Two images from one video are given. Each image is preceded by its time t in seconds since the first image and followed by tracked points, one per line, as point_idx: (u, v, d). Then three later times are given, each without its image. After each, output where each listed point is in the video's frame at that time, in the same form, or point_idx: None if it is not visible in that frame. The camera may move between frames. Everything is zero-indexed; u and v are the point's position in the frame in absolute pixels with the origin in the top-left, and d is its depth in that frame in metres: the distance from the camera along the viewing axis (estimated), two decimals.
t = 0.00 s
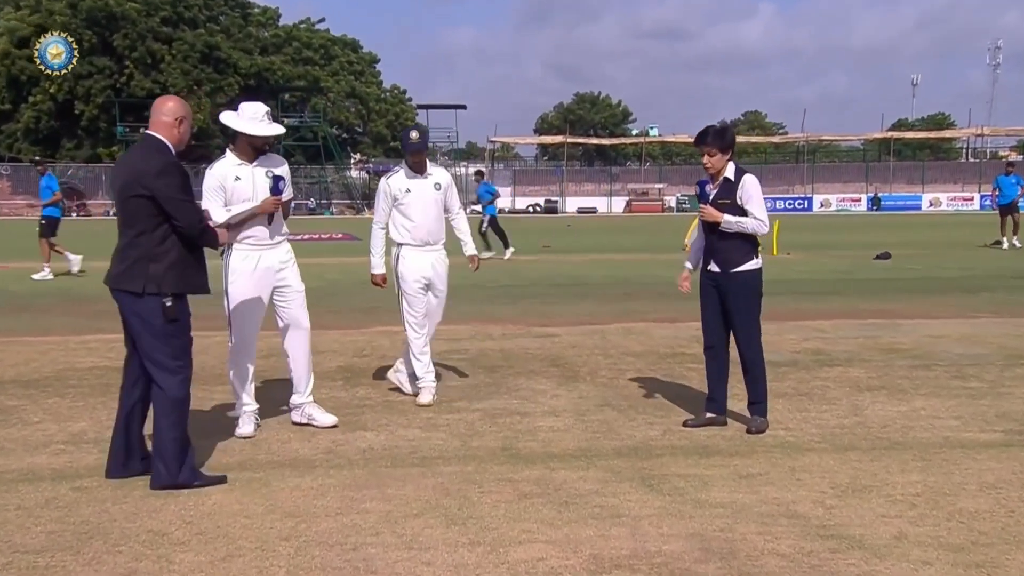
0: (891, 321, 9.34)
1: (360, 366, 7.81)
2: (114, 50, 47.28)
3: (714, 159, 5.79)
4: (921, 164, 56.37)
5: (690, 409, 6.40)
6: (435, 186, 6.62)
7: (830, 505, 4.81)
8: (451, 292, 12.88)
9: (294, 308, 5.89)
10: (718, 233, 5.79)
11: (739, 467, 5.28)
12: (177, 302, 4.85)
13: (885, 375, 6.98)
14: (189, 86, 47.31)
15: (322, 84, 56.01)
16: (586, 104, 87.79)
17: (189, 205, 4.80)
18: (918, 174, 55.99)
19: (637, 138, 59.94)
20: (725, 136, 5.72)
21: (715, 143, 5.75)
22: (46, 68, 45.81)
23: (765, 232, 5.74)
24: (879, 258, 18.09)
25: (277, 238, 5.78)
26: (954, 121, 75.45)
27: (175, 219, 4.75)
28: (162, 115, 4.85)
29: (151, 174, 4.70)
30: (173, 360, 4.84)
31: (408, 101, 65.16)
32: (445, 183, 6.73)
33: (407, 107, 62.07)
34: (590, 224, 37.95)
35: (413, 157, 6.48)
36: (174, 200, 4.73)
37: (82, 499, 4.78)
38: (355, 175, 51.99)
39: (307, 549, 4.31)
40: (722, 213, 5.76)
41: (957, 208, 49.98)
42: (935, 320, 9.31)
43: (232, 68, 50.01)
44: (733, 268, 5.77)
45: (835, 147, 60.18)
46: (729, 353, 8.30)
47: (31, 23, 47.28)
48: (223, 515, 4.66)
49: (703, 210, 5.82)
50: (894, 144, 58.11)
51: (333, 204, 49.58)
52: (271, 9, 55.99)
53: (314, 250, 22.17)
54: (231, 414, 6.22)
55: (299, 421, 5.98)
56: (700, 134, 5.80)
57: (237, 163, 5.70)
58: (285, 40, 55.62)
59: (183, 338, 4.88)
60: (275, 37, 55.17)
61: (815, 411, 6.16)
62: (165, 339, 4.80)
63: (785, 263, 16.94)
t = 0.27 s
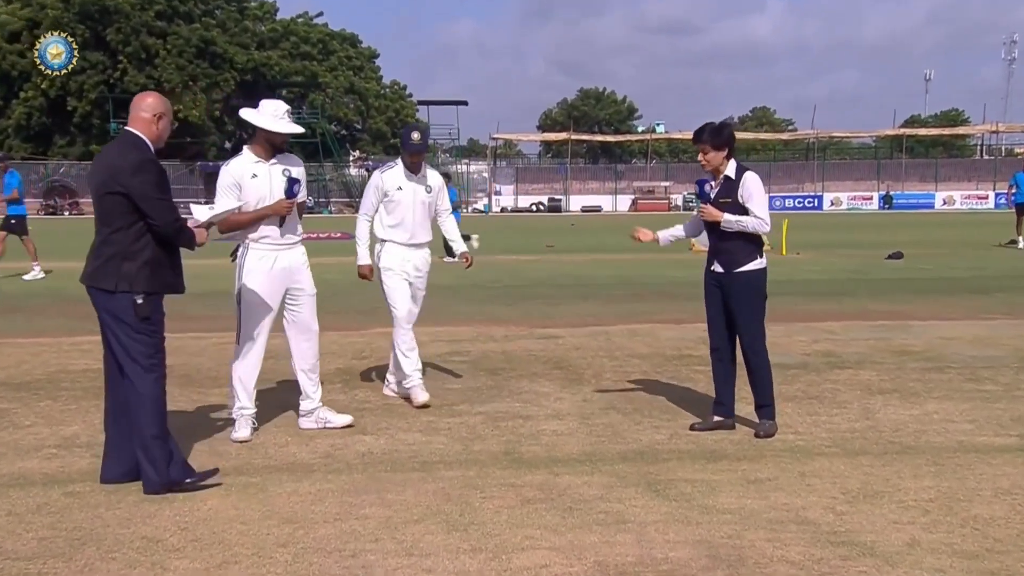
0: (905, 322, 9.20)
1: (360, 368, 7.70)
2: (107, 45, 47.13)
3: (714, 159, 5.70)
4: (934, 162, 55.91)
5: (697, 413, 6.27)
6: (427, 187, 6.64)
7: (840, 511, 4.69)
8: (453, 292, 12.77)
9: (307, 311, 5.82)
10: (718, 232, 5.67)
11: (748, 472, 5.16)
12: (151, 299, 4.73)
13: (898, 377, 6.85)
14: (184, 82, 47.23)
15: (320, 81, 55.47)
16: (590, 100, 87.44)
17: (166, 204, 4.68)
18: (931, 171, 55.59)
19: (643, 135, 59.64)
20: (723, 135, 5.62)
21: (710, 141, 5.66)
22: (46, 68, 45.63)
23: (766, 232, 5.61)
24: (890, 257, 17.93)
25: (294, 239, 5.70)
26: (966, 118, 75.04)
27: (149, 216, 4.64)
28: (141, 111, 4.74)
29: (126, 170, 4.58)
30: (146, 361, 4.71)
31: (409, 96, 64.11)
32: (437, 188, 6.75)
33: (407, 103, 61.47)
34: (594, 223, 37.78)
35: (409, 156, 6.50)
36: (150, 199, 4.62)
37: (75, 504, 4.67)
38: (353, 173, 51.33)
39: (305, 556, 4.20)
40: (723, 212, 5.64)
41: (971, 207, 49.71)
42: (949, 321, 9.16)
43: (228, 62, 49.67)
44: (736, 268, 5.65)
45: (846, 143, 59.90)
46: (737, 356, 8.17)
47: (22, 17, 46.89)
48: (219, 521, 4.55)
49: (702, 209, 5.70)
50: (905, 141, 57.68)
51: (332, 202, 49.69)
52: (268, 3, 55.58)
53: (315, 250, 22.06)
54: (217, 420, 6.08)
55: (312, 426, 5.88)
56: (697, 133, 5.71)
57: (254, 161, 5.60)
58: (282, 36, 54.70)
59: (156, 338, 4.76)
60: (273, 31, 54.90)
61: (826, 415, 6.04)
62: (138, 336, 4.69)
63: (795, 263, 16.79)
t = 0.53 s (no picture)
0: (913, 323, 9.06)
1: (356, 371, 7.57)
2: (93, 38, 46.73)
3: (709, 155, 5.54)
4: (944, 158, 55.44)
5: (700, 417, 6.13)
6: (410, 184, 6.47)
7: (848, 518, 4.56)
8: (452, 292, 12.63)
9: (325, 313, 5.76)
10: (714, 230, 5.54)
11: (752, 478, 5.03)
12: (123, 296, 4.60)
13: (906, 380, 6.71)
14: (172, 77, 46.92)
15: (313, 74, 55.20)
16: (591, 95, 86.96)
17: (135, 198, 4.54)
18: (941, 169, 55.08)
19: (644, 131, 59.31)
20: (717, 130, 5.48)
21: (704, 138, 5.51)
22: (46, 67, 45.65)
23: (763, 230, 5.46)
24: (898, 256, 17.75)
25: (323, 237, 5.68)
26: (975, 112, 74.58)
27: (118, 212, 4.50)
28: (107, 105, 4.59)
29: (92, 165, 4.45)
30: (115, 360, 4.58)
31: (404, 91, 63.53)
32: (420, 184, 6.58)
33: (401, 98, 60.69)
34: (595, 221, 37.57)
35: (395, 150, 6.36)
36: (117, 194, 4.48)
37: (60, 511, 4.55)
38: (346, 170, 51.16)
39: (297, 564, 4.07)
40: (718, 210, 5.51)
41: (982, 205, 49.51)
42: (958, 322, 9.02)
43: (219, 57, 49.63)
44: (734, 268, 5.51)
45: (853, 139, 59.57)
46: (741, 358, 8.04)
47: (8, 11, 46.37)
48: (209, 527, 4.42)
49: (698, 207, 5.57)
50: (915, 138, 57.26)
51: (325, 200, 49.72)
52: None
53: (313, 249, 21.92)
54: (195, 425, 5.90)
55: (305, 430, 5.74)
56: (691, 129, 5.56)
57: (286, 158, 5.59)
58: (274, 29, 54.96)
59: (129, 336, 4.64)
60: (264, 24, 54.60)
61: (833, 419, 5.90)
62: (108, 334, 4.57)
63: (801, 263, 16.63)
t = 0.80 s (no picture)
0: (919, 324, 8.93)
1: (348, 374, 7.44)
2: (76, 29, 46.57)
3: (706, 151, 5.42)
4: (951, 155, 55.15)
5: (700, 420, 5.99)
6: (372, 184, 6.34)
7: (852, 524, 4.43)
8: (447, 292, 12.51)
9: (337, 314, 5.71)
10: (709, 228, 5.41)
11: (754, 483, 4.91)
12: (84, 300, 4.47)
13: (912, 383, 6.58)
14: (159, 71, 46.81)
15: (303, 69, 55.05)
16: (588, 90, 86.57)
17: (94, 196, 4.36)
18: (948, 166, 54.74)
19: (643, 127, 59.03)
20: (713, 126, 5.37)
21: (700, 136, 5.42)
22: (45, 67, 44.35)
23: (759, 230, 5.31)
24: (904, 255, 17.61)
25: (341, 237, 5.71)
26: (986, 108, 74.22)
27: (76, 212, 4.34)
28: (68, 99, 4.43)
29: (49, 163, 4.31)
30: (72, 366, 4.45)
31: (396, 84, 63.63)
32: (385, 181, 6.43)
33: (393, 93, 62.04)
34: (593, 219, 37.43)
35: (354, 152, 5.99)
36: (74, 192, 4.31)
37: (40, 519, 4.41)
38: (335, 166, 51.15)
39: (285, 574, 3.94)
40: (713, 207, 5.38)
41: (991, 202, 49.45)
42: (965, 323, 8.88)
43: (205, 49, 49.00)
44: (730, 267, 5.38)
45: (858, 136, 59.35)
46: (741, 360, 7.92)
47: None
48: (195, 535, 4.28)
49: (692, 204, 5.45)
50: (920, 135, 56.96)
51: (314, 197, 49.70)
52: None
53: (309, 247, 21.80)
54: (166, 431, 5.74)
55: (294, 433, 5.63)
56: (688, 125, 5.46)
57: (314, 153, 5.54)
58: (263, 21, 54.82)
59: (91, 342, 4.50)
60: (253, 18, 54.35)
61: (836, 422, 5.78)
62: (68, 341, 4.43)
63: (804, 262, 16.48)
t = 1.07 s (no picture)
0: (920, 326, 8.81)
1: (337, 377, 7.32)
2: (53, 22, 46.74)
3: (705, 146, 5.31)
4: (953, 152, 55.02)
5: (694, 425, 5.88)
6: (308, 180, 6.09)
7: (850, 530, 4.32)
8: (439, 293, 12.40)
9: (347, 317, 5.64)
10: (703, 225, 5.29)
11: (750, 488, 4.80)
12: (24, 308, 4.28)
13: (913, 387, 6.47)
14: (138, 65, 46.96)
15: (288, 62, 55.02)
16: (581, 85, 86.40)
17: (39, 197, 4.20)
18: (950, 162, 54.76)
19: (637, 123, 58.96)
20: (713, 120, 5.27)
21: (702, 129, 5.32)
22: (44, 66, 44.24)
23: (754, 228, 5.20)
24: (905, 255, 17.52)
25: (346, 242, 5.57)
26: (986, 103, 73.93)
27: (18, 216, 4.18)
28: (16, 98, 4.29)
29: None
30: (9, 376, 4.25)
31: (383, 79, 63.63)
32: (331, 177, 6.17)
33: (382, 89, 61.62)
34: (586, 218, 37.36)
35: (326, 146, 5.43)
36: (15, 195, 4.15)
37: (13, 527, 4.28)
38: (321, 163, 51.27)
39: None
40: (709, 205, 5.26)
41: (993, 200, 49.25)
42: (966, 325, 8.78)
43: (187, 44, 48.98)
44: (722, 267, 5.27)
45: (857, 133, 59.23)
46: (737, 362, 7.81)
47: None
48: (176, 543, 4.16)
49: (687, 201, 5.33)
50: (921, 131, 56.83)
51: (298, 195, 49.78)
52: None
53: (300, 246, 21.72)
54: (129, 439, 5.54)
55: (278, 437, 5.50)
56: (688, 118, 5.35)
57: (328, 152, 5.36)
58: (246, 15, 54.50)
59: (29, 348, 4.29)
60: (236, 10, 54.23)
61: (835, 426, 5.67)
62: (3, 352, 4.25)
63: (802, 262, 16.39)
